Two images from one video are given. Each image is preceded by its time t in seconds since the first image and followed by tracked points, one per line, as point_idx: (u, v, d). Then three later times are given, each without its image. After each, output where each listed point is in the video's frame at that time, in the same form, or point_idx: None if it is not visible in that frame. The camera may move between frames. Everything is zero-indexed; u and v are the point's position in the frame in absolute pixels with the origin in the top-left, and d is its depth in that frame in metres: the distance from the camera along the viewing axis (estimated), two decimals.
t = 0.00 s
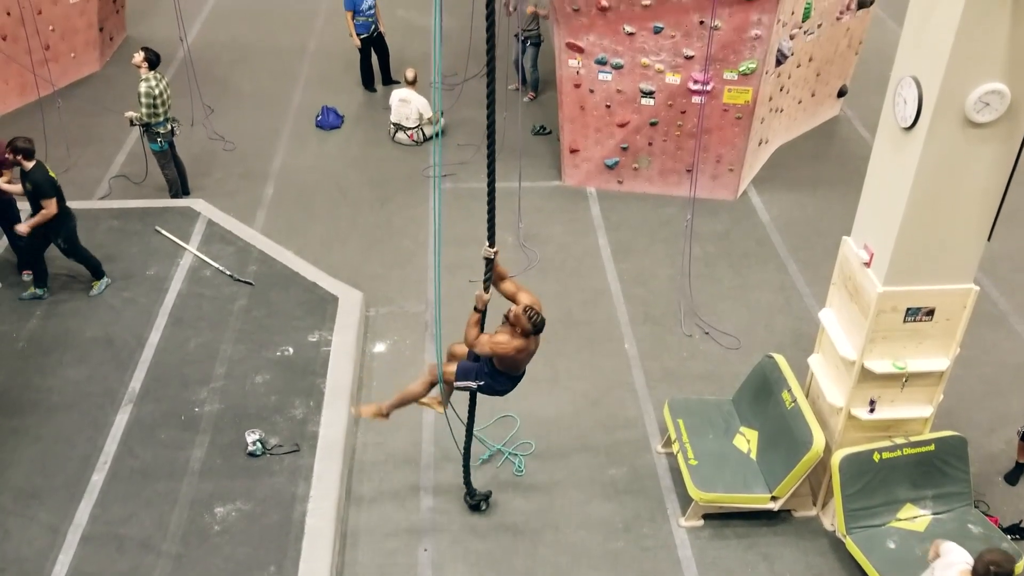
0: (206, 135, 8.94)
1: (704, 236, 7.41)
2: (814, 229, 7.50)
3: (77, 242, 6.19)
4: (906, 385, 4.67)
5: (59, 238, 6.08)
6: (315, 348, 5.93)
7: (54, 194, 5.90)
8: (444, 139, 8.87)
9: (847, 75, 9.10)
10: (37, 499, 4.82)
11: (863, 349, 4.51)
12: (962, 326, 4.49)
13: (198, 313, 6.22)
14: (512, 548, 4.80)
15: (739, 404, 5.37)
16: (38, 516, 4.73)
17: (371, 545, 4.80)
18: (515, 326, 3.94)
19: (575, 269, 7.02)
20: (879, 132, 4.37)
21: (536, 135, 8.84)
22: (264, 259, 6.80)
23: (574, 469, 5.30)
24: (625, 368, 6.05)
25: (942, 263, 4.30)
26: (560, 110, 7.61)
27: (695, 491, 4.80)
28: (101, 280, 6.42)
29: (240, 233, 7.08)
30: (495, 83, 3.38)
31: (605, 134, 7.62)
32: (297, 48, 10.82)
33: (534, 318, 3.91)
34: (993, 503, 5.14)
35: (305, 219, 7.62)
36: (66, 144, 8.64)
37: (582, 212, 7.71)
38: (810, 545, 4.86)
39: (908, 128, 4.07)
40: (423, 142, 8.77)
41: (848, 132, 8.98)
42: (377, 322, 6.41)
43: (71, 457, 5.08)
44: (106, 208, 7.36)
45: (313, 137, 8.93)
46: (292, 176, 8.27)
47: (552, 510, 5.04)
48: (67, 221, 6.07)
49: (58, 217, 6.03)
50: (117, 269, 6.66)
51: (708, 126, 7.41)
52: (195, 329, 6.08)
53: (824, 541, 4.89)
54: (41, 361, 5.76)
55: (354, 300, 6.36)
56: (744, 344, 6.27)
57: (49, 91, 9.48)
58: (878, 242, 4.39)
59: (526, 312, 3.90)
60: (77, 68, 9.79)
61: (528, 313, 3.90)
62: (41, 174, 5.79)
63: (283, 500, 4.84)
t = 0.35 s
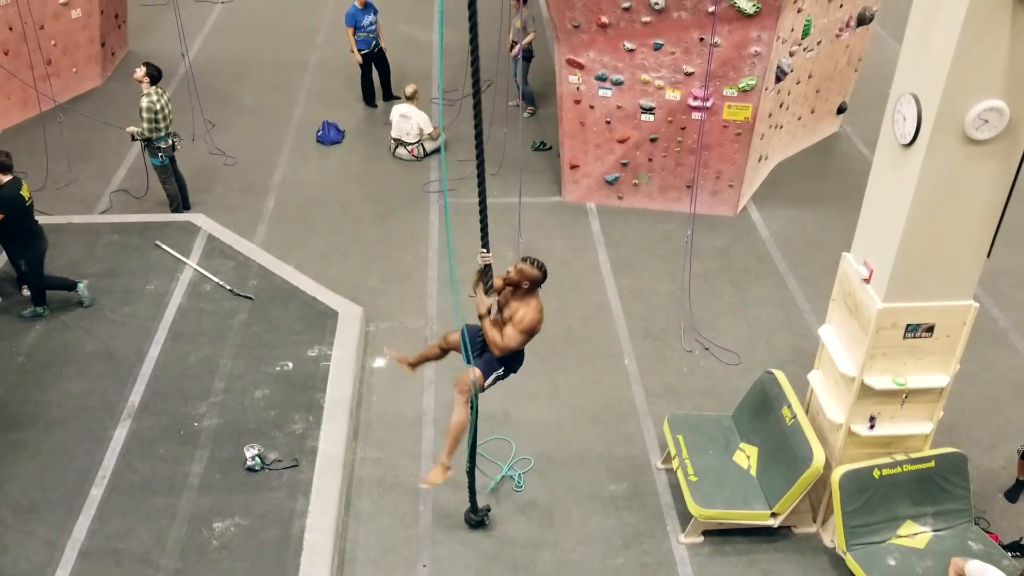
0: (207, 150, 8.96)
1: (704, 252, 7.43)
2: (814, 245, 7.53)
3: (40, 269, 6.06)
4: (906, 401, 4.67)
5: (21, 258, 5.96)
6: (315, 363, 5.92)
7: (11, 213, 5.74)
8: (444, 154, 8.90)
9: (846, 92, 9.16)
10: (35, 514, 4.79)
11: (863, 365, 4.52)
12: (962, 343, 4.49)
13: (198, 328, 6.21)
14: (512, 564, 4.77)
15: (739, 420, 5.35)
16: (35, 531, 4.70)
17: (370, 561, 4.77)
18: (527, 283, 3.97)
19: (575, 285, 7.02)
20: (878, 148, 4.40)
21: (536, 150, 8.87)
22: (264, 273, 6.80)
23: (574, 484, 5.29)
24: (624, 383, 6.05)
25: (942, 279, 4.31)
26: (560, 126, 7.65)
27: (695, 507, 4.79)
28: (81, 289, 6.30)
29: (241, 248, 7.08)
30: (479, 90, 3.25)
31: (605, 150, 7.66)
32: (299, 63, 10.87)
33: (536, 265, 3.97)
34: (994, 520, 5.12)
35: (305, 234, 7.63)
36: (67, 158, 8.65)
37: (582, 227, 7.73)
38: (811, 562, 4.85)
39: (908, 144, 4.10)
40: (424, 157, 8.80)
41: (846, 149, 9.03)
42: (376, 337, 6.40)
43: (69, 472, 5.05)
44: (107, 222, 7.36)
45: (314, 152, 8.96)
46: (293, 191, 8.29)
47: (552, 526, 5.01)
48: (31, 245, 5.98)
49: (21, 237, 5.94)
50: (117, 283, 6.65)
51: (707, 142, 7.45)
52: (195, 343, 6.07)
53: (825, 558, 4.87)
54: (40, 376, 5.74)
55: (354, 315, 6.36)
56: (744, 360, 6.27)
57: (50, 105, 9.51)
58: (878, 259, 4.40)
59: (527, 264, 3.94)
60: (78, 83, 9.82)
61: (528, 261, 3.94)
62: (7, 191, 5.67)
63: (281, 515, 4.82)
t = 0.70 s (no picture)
0: (206, 158, 8.97)
1: (703, 260, 7.43)
2: (812, 253, 7.54)
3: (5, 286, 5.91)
4: (905, 409, 4.67)
5: None
6: (313, 371, 5.91)
7: None
8: (444, 162, 8.91)
9: (844, 100, 9.18)
10: (33, 523, 4.78)
11: (861, 373, 4.52)
12: (960, 351, 4.50)
13: (197, 336, 6.20)
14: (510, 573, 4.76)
15: (738, 428, 5.34)
16: (33, 540, 4.68)
17: (368, 570, 4.76)
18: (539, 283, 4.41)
19: (574, 293, 7.03)
20: (876, 157, 4.41)
21: (535, 158, 8.89)
22: (263, 281, 6.79)
23: (573, 493, 5.27)
24: (623, 391, 6.04)
25: (941, 287, 4.32)
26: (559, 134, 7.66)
27: (693, 516, 4.78)
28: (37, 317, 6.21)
29: (239, 255, 7.07)
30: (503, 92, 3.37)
31: (604, 158, 7.67)
32: (298, 71, 10.89)
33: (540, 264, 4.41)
34: (993, 528, 5.12)
35: (304, 242, 7.63)
36: (66, 166, 8.66)
37: (581, 235, 7.73)
38: (810, 571, 4.84)
39: (906, 153, 4.11)
40: (423, 164, 8.81)
41: (844, 157, 9.05)
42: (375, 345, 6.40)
43: (66, 481, 5.03)
44: (106, 230, 7.36)
45: (313, 160, 8.97)
46: (292, 198, 8.30)
47: (551, 535, 5.00)
48: (7, 262, 5.84)
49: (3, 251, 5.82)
50: (115, 291, 6.65)
51: (706, 150, 7.46)
52: (193, 351, 6.06)
53: (823, 567, 4.86)
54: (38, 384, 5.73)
55: (353, 323, 6.35)
56: (743, 368, 6.27)
57: (49, 113, 9.51)
58: (877, 267, 4.41)
59: (540, 266, 4.38)
60: (78, 91, 9.83)
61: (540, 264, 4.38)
62: None
63: (279, 524, 4.80)
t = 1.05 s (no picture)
0: (204, 166, 8.97)
1: (701, 268, 7.44)
2: (809, 262, 7.55)
3: None
4: (903, 418, 4.67)
5: None
6: (311, 380, 5.90)
7: None
8: (441, 170, 8.93)
9: (841, 109, 9.21)
10: (30, 532, 4.76)
11: (859, 382, 4.52)
12: (958, 360, 4.50)
13: (194, 344, 6.19)
14: None
15: (736, 436, 5.33)
16: (29, 549, 4.66)
17: None
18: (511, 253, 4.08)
19: (572, 301, 7.03)
20: (873, 166, 4.42)
21: (533, 166, 8.90)
22: (261, 290, 6.79)
23: (571, 502, 5.26)
24: (621, 399, 6.04)
25: (939, 295, 4.32)
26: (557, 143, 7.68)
27: (692, 525, 4.77)
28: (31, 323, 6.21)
29: (237, 264, 7.07)
30: (479, 91, 3.36)
31: (602, 167, 7.69)
32: (296, 80, 10.91)
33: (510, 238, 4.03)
34: (991, 538, 5.12)
35: (302, 250, 7.63)
36: (64, 175, 8.66)
37: (580, 243, 7.74)
38: None
39: (903, 162, 4.12)
40: (421, 173, 8.81)
41: (841, 166, 9.08)
42: (373, 354, 6.39)
43: (63, 490, 5.01)
44: (104, 238, 7.35)
45: (312, 169, 8.98)
46: (290, 207, 8.30)
47: (549, 544, 4.98)
48: None
49: None
50: (113, 299, 6.64)
51: (704, 159, 7.48)
52: (190, 360, 6.05)
53: None
54: (35, 392, 5.71)
55: (351, 332, 6.34)
56: (741, 376, 6.27)
57: (47, 121, 9.51)
58: (874, 275, 4.42)
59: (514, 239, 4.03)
60: (76, 100, 9.83)
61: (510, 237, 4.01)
62: None
63: (276, 533, 4.78)
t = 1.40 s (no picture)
0: (202, 181, 8.98)
1: (698, 281, 7.45)
2: (806, 274, 7.57)
3: None
4: (901, 431, 4.66)
5: None
6: (308, 394, 5.87)
7: None
8: (438, 184, 8.94)
9: (836, 122, 9.25)
10: (25, 549, 4.72)
11: (857, 395, 4.52)
12: (956, 372, 4.50)
13: (191, 359, 6.18)
14: None
15: (734, 450, 5.32)
16: (24, 566, 4.63)
17: None
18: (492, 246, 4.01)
19: (570, 314, 7.03)
20: (869, 178, 4.44)
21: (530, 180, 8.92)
22: (258, 304, 6.77)
23: (570, 516, 5.23)
24: (619, 413, 6.03)
25: (935, 307, 4.33)
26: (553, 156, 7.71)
27: (691, 539, 4.74)
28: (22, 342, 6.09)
29: (234, 278, 7.06)
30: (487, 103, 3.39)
31: (599, 180, 7.71)
32: (294, 95, 10.94)
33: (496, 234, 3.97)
34: (991, 550, 5.10)
35: (300, 265, 7.63)
36: (62, 190, 8.66)
37: (577, 257, 7.75)
38: None
39: (899, 174, 4.14)
40: (422, 178, 8.83)
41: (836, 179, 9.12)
42: (370, 368, 6.38)
43: (58, 506, 4.98)
44: (100, 253, 7.34)
45: (309, 183, 9.00)
46: (287, 221, 8.31)
47: (548, 559, 4.96)
48: None
49: None
50: (110, 314, 6.62)
51: (700, 172, 7.51)
52: (187, 374, 6.03)
53: None
54: (31, 408, 5.68)
55: (348, 346, 6.32)
56: (739, 390, 6.26)
57: (44, 137, 9.52)
58: (871, 287, 4.42)
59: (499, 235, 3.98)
60: (74, 115, 9.85)
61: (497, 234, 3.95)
62: None
63: (273, 549, 4.75)
